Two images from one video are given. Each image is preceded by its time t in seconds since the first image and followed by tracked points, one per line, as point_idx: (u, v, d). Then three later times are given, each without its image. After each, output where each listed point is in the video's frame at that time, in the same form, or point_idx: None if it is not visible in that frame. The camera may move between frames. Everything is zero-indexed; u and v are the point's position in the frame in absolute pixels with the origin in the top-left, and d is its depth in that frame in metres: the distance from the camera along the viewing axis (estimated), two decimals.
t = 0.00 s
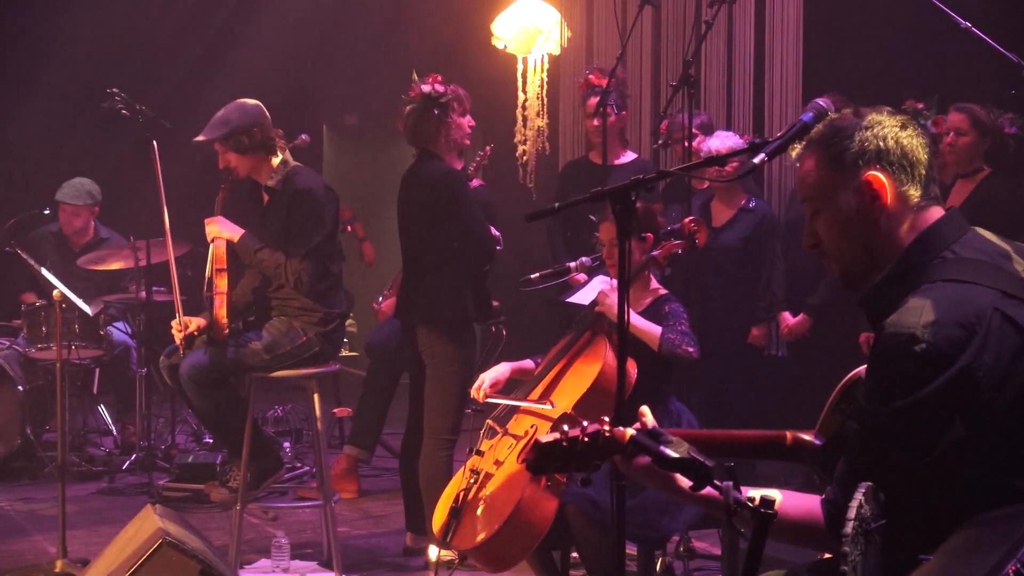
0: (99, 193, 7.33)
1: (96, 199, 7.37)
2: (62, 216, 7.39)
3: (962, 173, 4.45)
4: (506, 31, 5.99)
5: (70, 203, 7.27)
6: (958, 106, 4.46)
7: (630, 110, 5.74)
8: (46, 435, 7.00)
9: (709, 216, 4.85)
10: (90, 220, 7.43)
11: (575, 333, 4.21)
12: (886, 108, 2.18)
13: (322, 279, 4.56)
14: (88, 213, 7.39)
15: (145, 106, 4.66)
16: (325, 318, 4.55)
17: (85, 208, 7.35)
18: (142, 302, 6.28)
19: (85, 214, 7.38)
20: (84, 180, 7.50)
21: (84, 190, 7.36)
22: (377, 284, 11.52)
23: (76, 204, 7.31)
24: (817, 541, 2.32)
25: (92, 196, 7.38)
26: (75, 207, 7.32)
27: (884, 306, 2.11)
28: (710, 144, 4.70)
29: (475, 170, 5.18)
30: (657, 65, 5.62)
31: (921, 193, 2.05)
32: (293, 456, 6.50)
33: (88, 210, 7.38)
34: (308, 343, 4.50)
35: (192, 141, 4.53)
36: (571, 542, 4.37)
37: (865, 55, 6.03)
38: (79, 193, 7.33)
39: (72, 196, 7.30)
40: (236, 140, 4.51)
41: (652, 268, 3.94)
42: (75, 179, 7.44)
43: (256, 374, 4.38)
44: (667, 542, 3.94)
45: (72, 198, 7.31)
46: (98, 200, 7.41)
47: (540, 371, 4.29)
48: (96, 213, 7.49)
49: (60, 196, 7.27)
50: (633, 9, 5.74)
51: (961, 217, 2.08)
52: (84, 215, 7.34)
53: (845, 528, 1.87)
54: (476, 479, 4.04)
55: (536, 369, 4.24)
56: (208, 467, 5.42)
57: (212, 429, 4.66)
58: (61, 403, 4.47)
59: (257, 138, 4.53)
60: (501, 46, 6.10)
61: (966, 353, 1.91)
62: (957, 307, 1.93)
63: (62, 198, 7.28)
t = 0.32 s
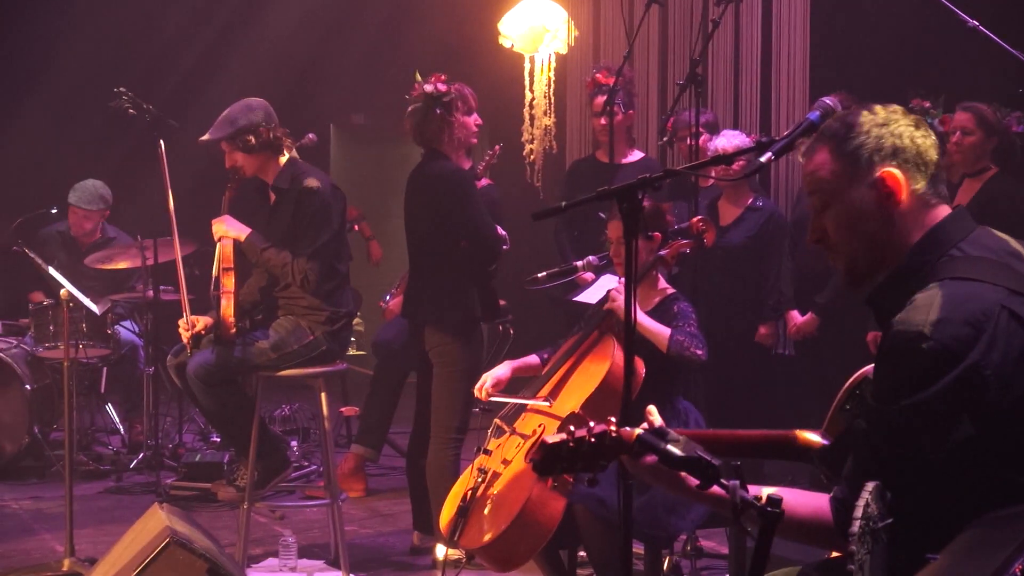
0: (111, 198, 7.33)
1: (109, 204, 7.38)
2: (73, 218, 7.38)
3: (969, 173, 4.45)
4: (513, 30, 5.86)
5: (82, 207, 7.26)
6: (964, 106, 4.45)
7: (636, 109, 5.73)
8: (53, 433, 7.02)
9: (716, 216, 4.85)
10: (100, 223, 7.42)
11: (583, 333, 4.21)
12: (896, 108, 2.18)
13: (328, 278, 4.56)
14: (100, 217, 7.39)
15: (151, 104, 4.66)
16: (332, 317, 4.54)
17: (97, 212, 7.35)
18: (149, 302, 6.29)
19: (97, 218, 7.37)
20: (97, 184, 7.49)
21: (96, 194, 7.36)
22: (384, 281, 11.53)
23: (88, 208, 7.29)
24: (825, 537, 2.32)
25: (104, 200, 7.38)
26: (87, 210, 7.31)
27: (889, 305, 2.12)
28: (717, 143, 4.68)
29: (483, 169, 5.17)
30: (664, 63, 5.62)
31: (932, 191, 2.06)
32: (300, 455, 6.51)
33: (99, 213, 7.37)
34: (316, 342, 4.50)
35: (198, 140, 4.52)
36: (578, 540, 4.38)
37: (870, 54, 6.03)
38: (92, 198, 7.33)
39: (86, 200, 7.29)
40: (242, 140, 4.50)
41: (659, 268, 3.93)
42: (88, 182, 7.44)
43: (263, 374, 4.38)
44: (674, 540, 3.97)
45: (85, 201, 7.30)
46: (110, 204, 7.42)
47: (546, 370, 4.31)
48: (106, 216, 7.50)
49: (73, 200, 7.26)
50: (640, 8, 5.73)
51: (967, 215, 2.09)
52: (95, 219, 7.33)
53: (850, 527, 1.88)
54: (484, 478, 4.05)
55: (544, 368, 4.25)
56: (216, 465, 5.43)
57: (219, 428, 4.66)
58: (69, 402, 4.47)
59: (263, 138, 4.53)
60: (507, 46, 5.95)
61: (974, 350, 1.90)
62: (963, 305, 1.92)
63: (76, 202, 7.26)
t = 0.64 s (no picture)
0: (122, 201, 7.35)
1: (118, 206, 7.38)
2: (83, 220, 7.39)
3: (984, 172, 4.44)
4: (526, 30, 5.87)
5: (94, 211, 7.28)
6: (980, 105, 4.43)
7: (650, 108, 5.74)
8: (67, 434, 7.03)
9: (730, 216, 4.87)
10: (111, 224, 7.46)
11: (598, 334, 4.21)
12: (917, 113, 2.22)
13: (342, 278, 4.56)
14: (110, 218, 7.40)
15: (165, 105, 4.66)
16: (346, 317, 4.55)
17: (108, 215, 7.38)
18: (163, 302, 6.30)
19: (107, 220, 7.40)
20: (106, 185, 7.50)
21: (107, 198, 7.37)
22: (399, 281, 11.64)
23: (100, 211, 7.32)
24: (842, 531, 2.33)
25: (115, 203, 7.39)
26: (98, 214, 7.33)
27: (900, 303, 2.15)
28: (730, 143, 4.67)
29: (497, 170, 5.16)
30: (678, 63, 5.62)
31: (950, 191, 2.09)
32: (314, 455, 6.51)
33: (110, 216, 7.40)
34: (330, 342, 4.50)
35: (213, 140, 4.52)
36: (593, 540, 4.38)
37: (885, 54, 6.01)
38: (103, 201, 7.34)
39: (98, 203, 7.31)
40: (257, 140, 4.51)
41: (674, 266, 3.95)
42: (97, 184, 7.43)
43: (277, 374, 4.39)
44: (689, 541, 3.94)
45: (97, 205, 7.31)
46: (119, 205, 7.42)
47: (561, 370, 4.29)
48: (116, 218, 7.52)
49: (85, 204, 7.26)
50: (654, 7, 5.73)
51: (983, 214, 2.12)
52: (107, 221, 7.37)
53: (864, 527, 1.96)
54: (499, 478, 4.05)
55: (558, 367, 4.25)
56: (230, 465, 5.44)
57: (234, 428, 4.66)
58: (84, 402, 4.47)
59: (277, 138, 4.53)
60: (521, 46, 5.97)
61: (993, 346, 1.94)
62: (978, 302, 1.97)
63: (87, 205, 7.27)
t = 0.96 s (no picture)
0: (132, 190, 7.37)
1: (127, 197, 7.40)
2: (93, 213, 7.40)
3: (1004, 170, 4.43)
4: (542, 29, 5.89)
5: (103, 200, 7.30)
6: (1001, 102, 4.43)
7: (666, 107, 5.73)
8: (83, 433, 7.05)
9: (747, 215, 4.86)
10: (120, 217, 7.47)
11: (617, 333, 4.20)
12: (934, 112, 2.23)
13: (358, 278, 4.57)
14: (119, 209, 7.41)
15: (182, 104, 4.66)
16: (362, 316, 4.55)
17: (117, 205, 7.39)
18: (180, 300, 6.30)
19: (117, 211, 7.41)
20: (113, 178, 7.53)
21: (115, 188, 7.39)
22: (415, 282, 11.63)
23: (109, 200, 7.33)
24: (858, 533, 2.33)
25: (124, 193, 7.42)
26: (108, 203, 7.35)
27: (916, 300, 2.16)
28: (747, 141, 4.67)
29: (513, 169, 5.15)
30: (694, 62, 5.61)
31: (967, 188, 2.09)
32: (330, 454, 6.52)
33: (119, 207, 7.41)
34: (346, 341, 4.51)
35: (229, 139, 4.52)
36: (609, 539, 4.38)
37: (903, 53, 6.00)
38: (111, 190, 7.36)
39: (107, 192, 7.33)
40: (273, 139, 4.51)
41: (692, 266, 3.96)
42: (105, 177, 7.48)
43: (293, 373, 4.39)
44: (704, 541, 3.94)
45: (106, 194, 7.34)
46: (128, 197, 7.43)
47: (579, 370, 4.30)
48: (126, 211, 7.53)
49: (94, 192, 7.28)
50: (670, 6, 5.73)
51: (999, 210, 2.14)
52: (116, 212, 7.38)
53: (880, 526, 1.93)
54: (516, 478, 4.04)
55: (576, 368, 4.25)
56: (247, 464, 5.45)
57: (250, 428, 4.67)
58: (101, 401, 4.48)
59: (295, 137, 4.54)
60: (537, 45, 6.01)
61: (1013, 338, 1.97)
62: (1001, 293, 1.99)
63: (95, 193, 7.28)
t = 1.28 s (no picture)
0: (141, 191, 7.35)
1: (139, 197, 7.39)
2: (107, 216, 7.43)
3: None
4: (562, 30, 5.94)
5: (114, 202, 7.30)
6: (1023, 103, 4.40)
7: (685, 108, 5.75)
8: (103, 433, 7.09)
9: (766, 215, 4.85)
10: (134, 217, 7.48)
11: (637, 333, 4.20)
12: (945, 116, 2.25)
13: (377, 278, 4.57)
14: (132, 211, 7.41)
15: (202, 106, 4.65)
16: (381, 316, 4.55)
17: (129, 207, 7.39)
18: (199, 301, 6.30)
19: (130, 212, 7.42)
20: (125, 180, 7.53)
21: (126, 189, 7.40)
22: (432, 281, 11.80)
23: (119, 202, 7.33)
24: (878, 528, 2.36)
25: (136, 194, 7.41)
26: (119, 205, 7.35)
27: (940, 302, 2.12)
28: (765, 143, 4.67)
29: (533, 170, 5.15)
30: (714, 63, 5.61)
31: (978, 186, 2.08)
32: (349, 455, 6.52)
33: (131, 208, 7.41)
34: (365, 341, 4.49)
35: (248, 141, 4.52)
36: (629, 540, 4.38)
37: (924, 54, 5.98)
38: (122, 192, 7.36)
39: (117, 194, 7.33)
40: (292, 140, 4.52)
41: (713, 266, 3.95)
42: (117, 179, 7.48)
43: (313, 373, 4.41)
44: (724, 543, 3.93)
45: (116, 197, 7.34)
46: (140, 198, 7.43)
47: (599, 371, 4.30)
48: (140, 212, 7.54)
49: (104, 195, 7.29)
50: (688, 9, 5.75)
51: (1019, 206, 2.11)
52: (128, 213, 7.38)
53: (898, 528, 1.99)
54: (535, 479, 4.03)
55: (595, 368, 4.25)
56: (266, 465, 5.46)
57: (269, 428, 4.67)
58: (121, 402, 4.49)
59: (313, 137, 4.53)
60: (557, 46, 6.07)
61: None
62: (1022, 293, 1.96)
63: (107, 198, 7.30)
